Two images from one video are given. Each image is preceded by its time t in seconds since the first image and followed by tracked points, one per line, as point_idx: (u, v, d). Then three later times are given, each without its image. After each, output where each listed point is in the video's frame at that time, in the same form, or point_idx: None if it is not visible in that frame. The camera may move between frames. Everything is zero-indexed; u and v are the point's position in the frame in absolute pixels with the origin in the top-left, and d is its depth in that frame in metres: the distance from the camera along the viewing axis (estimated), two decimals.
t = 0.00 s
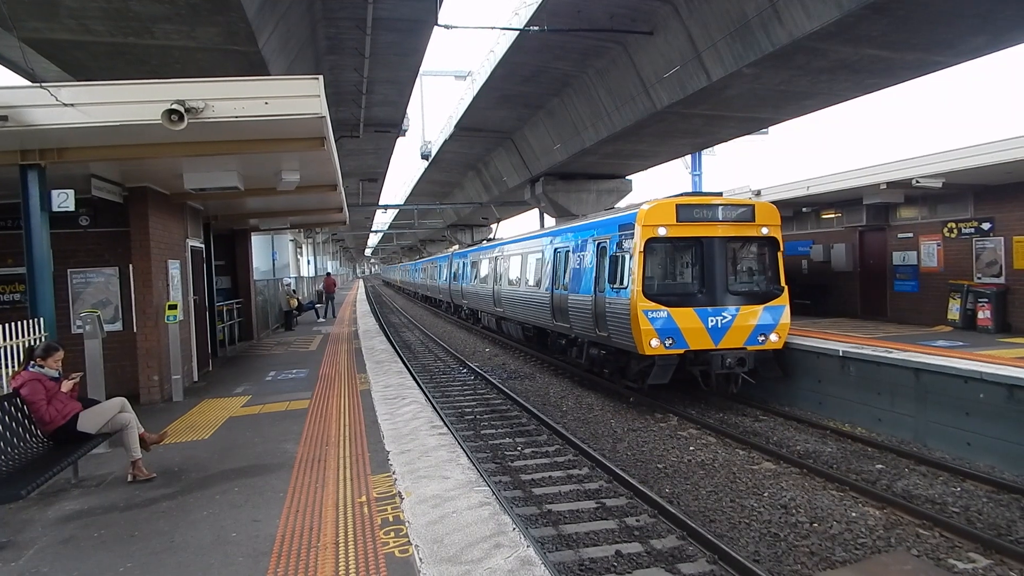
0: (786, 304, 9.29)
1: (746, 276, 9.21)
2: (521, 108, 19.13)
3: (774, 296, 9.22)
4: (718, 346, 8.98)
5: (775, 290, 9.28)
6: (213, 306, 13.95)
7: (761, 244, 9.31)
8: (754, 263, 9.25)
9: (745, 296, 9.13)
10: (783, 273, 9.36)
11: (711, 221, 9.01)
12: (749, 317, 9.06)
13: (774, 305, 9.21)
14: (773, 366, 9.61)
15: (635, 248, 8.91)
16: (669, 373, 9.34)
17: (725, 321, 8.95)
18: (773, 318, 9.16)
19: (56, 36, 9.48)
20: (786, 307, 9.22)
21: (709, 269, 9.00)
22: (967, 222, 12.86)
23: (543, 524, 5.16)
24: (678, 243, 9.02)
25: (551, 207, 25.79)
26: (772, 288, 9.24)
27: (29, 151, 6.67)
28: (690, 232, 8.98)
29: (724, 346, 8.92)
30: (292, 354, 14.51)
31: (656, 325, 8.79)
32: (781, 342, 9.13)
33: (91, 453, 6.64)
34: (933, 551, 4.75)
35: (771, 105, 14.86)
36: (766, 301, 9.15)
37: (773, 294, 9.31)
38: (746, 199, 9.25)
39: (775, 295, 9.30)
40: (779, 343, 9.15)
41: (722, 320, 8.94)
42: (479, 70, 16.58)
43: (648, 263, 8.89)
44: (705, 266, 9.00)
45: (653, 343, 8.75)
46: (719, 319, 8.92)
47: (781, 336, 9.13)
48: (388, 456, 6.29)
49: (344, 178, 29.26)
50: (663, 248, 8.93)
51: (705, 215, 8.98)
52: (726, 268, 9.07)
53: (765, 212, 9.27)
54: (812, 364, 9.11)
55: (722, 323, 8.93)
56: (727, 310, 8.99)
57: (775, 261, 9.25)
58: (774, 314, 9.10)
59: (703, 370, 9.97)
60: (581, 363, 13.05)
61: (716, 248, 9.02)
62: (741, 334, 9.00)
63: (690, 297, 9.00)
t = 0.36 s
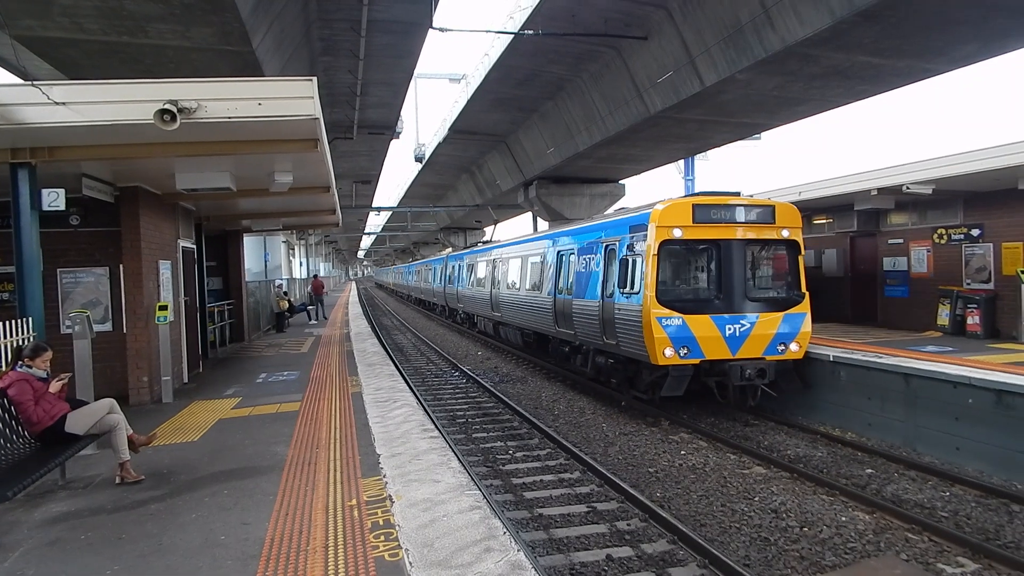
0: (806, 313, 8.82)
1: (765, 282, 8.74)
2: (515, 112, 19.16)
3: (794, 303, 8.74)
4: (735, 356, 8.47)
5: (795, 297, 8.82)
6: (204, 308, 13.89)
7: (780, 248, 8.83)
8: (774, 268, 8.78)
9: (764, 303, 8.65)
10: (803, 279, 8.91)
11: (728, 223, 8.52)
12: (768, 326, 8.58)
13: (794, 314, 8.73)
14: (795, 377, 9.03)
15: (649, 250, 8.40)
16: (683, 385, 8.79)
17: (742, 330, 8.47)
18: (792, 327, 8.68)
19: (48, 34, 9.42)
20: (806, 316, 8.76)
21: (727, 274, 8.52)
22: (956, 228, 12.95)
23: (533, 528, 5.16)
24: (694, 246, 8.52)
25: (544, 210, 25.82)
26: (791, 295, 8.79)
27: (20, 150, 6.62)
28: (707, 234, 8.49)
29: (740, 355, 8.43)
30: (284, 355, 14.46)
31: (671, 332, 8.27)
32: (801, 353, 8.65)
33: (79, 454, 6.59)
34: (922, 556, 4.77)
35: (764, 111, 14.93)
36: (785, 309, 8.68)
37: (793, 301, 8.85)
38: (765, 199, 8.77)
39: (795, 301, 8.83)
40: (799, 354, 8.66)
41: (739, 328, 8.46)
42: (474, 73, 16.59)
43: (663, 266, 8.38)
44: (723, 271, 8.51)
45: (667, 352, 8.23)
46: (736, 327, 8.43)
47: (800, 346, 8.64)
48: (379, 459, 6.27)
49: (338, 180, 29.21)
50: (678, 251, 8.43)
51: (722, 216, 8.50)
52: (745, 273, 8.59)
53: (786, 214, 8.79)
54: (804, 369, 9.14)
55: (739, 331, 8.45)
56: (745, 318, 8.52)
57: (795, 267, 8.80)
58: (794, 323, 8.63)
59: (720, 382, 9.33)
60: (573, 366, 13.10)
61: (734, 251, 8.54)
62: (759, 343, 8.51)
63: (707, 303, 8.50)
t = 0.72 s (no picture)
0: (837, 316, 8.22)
1: (793, 285, 8.13)
2: (512, 115, 19.18)
3: (823, 307, 8.15)
4: (760, 364, 7.92)
5: (824, 301, 8.22)
6: (201, 311, 13.88)
7: (808, 248, 8.23)
8: (802, 270, 8.17)
9: (792, 307, 8.07)
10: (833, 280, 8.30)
11: (753, 222, 7.90)
12: (795, 332, 8.00)
13: (823, 318, 8.13)
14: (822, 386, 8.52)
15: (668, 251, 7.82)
16: (704, 395, 8.21)
17: (768, 336, 7.90)
18: (821, 332, 8.10)
19: (44, 38, 9.40)
20: (836, 320, 8.16)
21: (752, 277, 7.92)
22: (953, 231, 12.98)
23: (531, 531, 5.14)
24: (717, 246, 7.92)
25: (541, 213, 25.85)
26: (820, 299, 8.20)
27: (16, 154, 6.61)
28: (731, 233, 7.88)
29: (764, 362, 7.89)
30: (281, 359, 14.45)
31: (691, 338, 7.72)
32: (829, 360, 8.09)
33: (75, 458, 6.56)
34: (920, 557, 4.77)
35: (761, 114, 14.97)
36: (814, 313, 8.09)
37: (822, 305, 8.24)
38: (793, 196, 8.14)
39: (824, 305, 8.23)
40: (827, 361, 8.10)
41: (764, 334, 7.90)
42: (471, 77, 16.58)
43: (682, 268, 7.82)
44: (747, 273, 7.92)
45: (688, 360, 7.67)
46: (761, 334, 7.86)
47: (829, 352, 8.08)
48: (377, 463, 6.26)
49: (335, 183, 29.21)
50: (699, 252, 7.85)
51: (747, 214, 7.89)
52: (770, 276, 7.99)
53: (814, 212, 8.18)
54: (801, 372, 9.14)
55: (763, 337, 7.88)
56: (771, 324, 7.93)
57: (824, 269, 8.20)
58: (822, 329, 8.06)
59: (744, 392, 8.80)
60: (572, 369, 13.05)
61: (759, 252, 7.93)
62: (784, 350, 7.95)
63: (730, 307, 7.92)
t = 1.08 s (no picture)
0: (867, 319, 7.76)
1: (820, 285, 7.69)
2: (510, 115, 19.18)
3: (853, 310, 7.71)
4: (787, 370, 7.45)
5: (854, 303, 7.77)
6: (199, 312, 13.87)
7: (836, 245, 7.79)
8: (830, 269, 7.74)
9: (821, 310, 7.62)
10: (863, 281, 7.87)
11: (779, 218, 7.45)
12: (824, 336, 7.53)
13: (853, 321, 7.67)
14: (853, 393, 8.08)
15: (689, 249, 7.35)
16: (728, 403, 7.71)
17: (796, 341, 7.44)
18: (851, 336, 7.64)
19: (40, 38, 9.37)
20: (867, 323, 7.70)
21: (778, 276, 7.48)
22: (949, 231, 13.02)
23: (528, 531, 5.14)
24: (741, 244, 7.47)
25: (539, 213, 25.85)
26: (849, 300, 7.76)
27: (11, 154, 6.58)
28: (756, 230, 7.43)
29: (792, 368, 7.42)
30: (279, 359, 14.44)
31: (714, 342, 7.23)
32: (860, 366, 7.63)
33: (71, 460, 6.55)
34: (916, 557, 4.78)
35: (758, 114, 14.98)
36: (844, 316, 7.65)
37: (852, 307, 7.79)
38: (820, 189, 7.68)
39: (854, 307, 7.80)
40: (857, 367, 7.64)
41: (791, 337, 7.43)
42: (468, 77, 16.56)
43: (705, 268, 7.36)
44: (773, 273, 7.48)
45: (711, 366, 7.19)
46: (788, 338, 7.40)
47: (859, 357, 7.62)
48: (373, 463, 6.25)
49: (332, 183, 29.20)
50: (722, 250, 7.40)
51: (772, 209, 7.43)
52: (797, 276, 7.55)
53: (843, 207, 7.72)
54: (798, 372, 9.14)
55: (790, 341, 7.42)
56: (799, 327, 7.47)
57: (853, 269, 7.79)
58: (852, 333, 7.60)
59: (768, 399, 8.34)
60: (574, 370, 12.97)
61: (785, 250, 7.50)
62: (812, 356, 7.49)
63: (756, 310, 7.47)
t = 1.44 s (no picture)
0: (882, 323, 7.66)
1: (832, 286, 7.62)
2: (496, 115, 19.17)
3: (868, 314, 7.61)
4: (800, 375, 7.35)
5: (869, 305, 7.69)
6: (180, 312, 13.73)
7: (849, 244, 7.71)
8: (843, 270, 7.66)
9: (836, 313, 7.53)
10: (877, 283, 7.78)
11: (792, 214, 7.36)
12: (839, 340, 7.43)
13: (868, 325, 7.56)
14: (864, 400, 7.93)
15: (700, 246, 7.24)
16: (740, 410, 7.56)
17: (810, 345, 7.33)
18: (867, 341, 7.53)
19: (19, 35, 9.23)
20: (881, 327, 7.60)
21: (791, 277, 7.39)
22: (929, 231, 13.18)
23: (513, 532, 5.13)
24: (753, 241, 7.38)
25: (524, 213, 25.84)
26: (864, 302, 7.67)
27: None
28: (768, 227, 7.34)
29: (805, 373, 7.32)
30: (262, 360, 14.31)
31: (727, 347, 7.12)
32: (874, 371, 7.52)
33: (48, 463, 6.45)
34: (896, 554, 4.83)
35: (742, 116, 15.09)
36: (858, 319, 7.55)
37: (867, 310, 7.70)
38: (831, 186, 7.60)
39: (869, 309, 7.71)
40: (872, 372, 7.53)
41: (805, 342, 7.33)
42: (454, 77, 16.53)
43: (716, 267, 7.26)
44: (786, 273, 7.39)
45: (722, 371, 7.08)
46: (802, 342, 7.29)
47: (873, 362, 7.52)
48: (357, 465, 6.20)
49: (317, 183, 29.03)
50: (734, 248, 7.30)
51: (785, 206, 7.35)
52: (810, 275, 7.47)
53: (856, 205, 7.65)
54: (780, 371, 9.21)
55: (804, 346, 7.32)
56: (813, 331, 7.36)
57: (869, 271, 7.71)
58: (867, 337, 7.50)
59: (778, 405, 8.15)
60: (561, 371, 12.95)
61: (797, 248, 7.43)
62: (826, 361, 7.39)
63: (768, 311, 7.38)
